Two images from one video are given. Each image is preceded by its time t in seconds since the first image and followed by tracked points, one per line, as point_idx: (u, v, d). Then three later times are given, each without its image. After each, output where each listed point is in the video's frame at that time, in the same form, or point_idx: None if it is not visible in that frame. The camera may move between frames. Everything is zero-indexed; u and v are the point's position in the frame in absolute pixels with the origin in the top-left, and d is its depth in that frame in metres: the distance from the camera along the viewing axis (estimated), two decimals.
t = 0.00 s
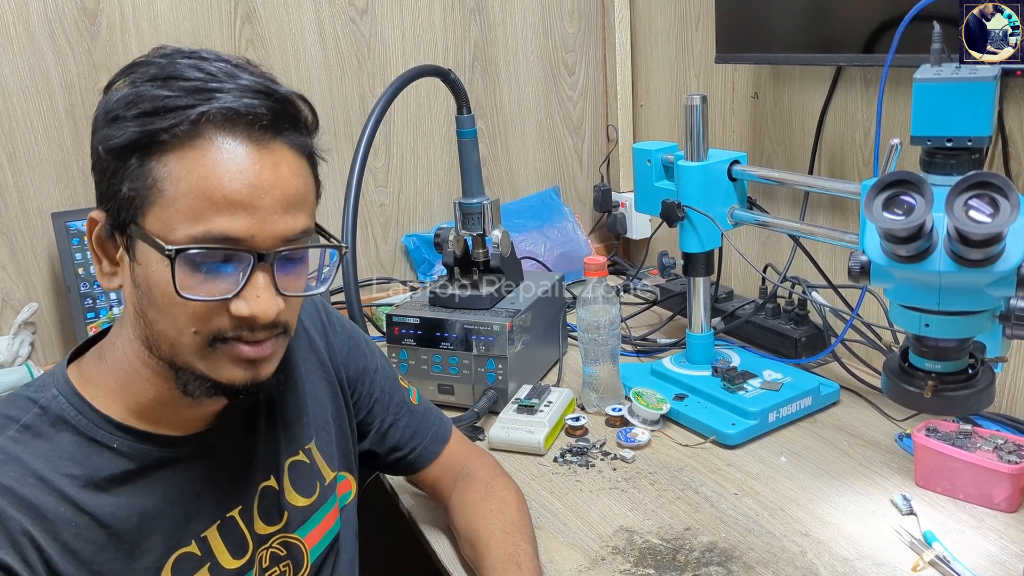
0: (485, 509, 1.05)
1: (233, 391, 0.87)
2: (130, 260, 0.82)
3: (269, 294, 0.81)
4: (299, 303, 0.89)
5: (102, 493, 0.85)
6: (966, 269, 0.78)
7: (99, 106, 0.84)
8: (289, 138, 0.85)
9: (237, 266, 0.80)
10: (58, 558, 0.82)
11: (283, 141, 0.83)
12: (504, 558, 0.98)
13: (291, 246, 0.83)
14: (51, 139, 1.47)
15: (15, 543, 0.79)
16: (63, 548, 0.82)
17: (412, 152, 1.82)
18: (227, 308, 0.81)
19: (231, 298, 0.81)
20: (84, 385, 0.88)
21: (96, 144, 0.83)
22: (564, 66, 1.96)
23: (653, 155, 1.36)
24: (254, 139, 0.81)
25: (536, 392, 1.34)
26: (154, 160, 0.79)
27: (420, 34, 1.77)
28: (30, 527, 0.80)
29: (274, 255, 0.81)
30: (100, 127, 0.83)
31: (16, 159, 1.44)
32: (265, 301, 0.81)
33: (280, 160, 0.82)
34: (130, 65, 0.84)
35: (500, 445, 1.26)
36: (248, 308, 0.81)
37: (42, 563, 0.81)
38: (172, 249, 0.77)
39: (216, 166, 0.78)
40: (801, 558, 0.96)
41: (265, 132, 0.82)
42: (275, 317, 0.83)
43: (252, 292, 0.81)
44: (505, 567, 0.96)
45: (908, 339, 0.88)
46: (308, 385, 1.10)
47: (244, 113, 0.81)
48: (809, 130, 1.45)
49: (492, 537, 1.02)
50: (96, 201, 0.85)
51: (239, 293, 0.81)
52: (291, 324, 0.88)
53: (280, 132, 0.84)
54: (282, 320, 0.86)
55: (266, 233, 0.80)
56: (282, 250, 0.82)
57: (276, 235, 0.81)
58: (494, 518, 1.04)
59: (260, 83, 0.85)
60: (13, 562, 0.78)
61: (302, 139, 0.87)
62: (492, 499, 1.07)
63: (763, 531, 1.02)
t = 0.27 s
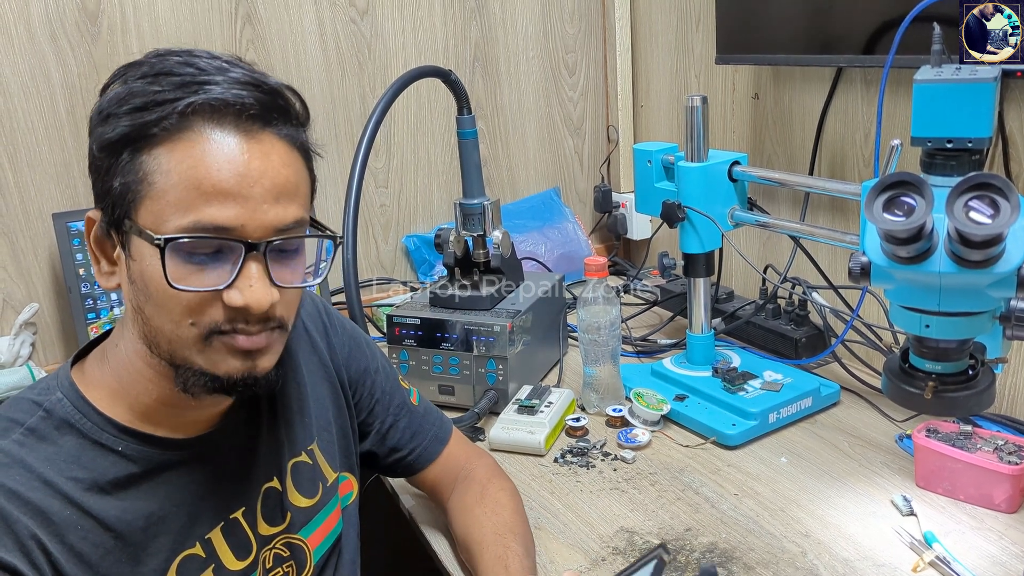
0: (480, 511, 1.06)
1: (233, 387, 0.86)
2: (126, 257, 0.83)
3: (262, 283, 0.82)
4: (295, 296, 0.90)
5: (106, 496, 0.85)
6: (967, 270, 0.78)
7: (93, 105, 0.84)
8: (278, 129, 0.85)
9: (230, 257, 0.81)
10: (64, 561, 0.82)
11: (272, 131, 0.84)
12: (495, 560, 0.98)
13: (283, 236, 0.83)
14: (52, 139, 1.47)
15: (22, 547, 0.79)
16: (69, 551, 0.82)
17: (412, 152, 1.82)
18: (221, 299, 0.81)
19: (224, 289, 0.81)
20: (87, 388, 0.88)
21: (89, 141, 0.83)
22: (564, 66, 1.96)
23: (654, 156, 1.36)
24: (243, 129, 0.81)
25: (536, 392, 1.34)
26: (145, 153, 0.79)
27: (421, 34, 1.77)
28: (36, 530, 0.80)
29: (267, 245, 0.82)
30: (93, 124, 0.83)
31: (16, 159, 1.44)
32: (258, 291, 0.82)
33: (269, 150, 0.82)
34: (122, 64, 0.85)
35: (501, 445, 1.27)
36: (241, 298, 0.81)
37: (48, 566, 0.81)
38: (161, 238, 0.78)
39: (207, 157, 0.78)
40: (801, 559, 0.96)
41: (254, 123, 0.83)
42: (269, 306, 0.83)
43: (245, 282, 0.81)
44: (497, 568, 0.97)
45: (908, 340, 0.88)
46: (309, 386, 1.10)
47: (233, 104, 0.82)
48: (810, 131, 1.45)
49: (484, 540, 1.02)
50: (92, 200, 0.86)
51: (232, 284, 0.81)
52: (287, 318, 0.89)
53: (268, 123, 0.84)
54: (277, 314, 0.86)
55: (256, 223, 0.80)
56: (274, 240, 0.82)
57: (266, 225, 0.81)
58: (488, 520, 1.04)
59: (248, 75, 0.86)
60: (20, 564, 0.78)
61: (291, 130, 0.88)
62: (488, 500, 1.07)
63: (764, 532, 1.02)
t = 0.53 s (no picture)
0: (478, 513, 1.06)
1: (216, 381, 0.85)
2: (115, 249, 0.83)
3: (237, 270, 0.81)
4: (280, 289, 0.88)
5: (106, 496, 0.85)
6: (967, 270, 0.78)
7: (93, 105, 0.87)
8: (262, 120, 0.86)
9: (205, 245, 0.81)
10: (64, 562, 0.82)
11: (254, 121, 0.85)
12: (492, 561, 0.98)
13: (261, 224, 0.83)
14: (52, 139, 1.47)
15: (21, 547, 0.79)
16: (68, 552, 0.82)
17: (412, 153, 1.82)
18: (196, 287, 0.81)
19: (198, 277, 0.81)
20: (86, 388, 0.88)
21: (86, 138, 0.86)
22: (564, 66, 1.96)
23: (654, 156, 1.36)
24: (225, 118, 0.82)
25: (536, 392, 1.34)
26: (128, 143, 0.81)
27: (421, 34, 1.77)
28: (36, 531, 0.80)
29: (242, 233, 0.81)
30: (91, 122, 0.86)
31: (16, 159, 1.44)
32: (233, 278, 0.81)
33: (250, 138, 0.83)
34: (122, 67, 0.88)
35: (501, 445, 1.27)
36: (215, 286, 0.81)
37: (48, 567, 0.81)
38: (133, 221, 0.79)
39: (186, 144, 0.79)
40: (802, 559, 0.96)
41: (237, 112, 0.83)
42: (245, 292, 0.82)
43: (219, 269, 0.81)
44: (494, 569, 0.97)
45: (908, 340, 0.88)
46: (308, 386, 1.10)
47: (216, 94, 0.83)
48: (810, 131, 1.45)
49: (481, 542, 1.02)
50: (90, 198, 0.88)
51: (207, 272, 0.81)
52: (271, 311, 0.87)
53: (252, 114, 0.85)
54: (257, 305, 0.85)
55: (232, 209, 0.81)
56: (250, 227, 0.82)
57: (243, 210, 0.81)
58: (484, 522, 1.04)
59: (236, 70, 0.88)
60: (19, 565, 0.78)
61: (277, 121, 0.88)
62: (484, 502, 1.07)
63: (764, 532, 1.02)
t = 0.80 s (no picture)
0: (476, 513, 1.06)
1: (194, 366, 0.84)
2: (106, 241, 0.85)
3: (211, 250, 0.82)
4: (260, 273, 0.88)
5: (101, 493, 0.85)
6: (967, 270, 0.78)
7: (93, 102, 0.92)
8: (244, 109, 0.88)
9: (179, 225, 0.82)
10: (59, 558, 0.82)
11: (235, 108, 0.87)
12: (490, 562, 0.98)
13: (235, 206, 0.84)
14: (52, 139, 1.47)
15: (15, 544, 0.79)
16: (63, 548, 0.83)
17: (412, 152, 1.82)
18: (172, 267, 0.82)
19: (174, 257, 0.82)
20: (83, 385, 0.88)
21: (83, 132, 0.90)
22: (564, 66, 1.96)
23: (654, 156, 1.36)
24: (206, 106, 0.85)
25: (536, 392, 1.34)
26: (115, 130, 0.85)
27: (421, 34, 1.77)
28: (30, 527, 0.81)
29: (215, 212, 0.83)
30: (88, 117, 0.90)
31: (16, 159, 1.44)
32: (206, 257, 0.82)
33: (229, 122, 0.85)
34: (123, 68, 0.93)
35: (501, 445, 1.27)
36: (187, 265, 0.81)
37: (42, 563, 0.81)
38: (109, 203, 0.82)
39: (167, 127, 0.82)
40: (801, 558, 0.96)
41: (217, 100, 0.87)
42: (218, 271, 0.83)
43: (193, 249, 0.82)
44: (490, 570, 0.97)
45: (908, 340, 0.88)
46: (306, 385, 1.10)
47: (198, 83, 0.87)
48: (810, 131, 1.45)
49: (480, 541, 1.02)
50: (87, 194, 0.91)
51: (182, 251, 0.82)
52: (252, 296, 0.87)
53: (233, 103, 0.88)
54: (233, 286, 0.85)
55: (206, 188, 0.82)
56: (223, 208, 0.83)
57: (218, 190, 0.83)
58: (483, 522, 1.04)
59: (224, 62, 0.92)
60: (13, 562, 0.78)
61: (261, 111, 0.91)
62: (484, 501, 1.07)
63: (763, 532, 1.02)
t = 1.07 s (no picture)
0: (475, 513, 1.05)
1: (188, 359, 0.84)
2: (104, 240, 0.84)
3: (207, 243, 0.82)
4: (257, 265, 0.87)
5: (101, 492, 0.85)
6: (967, 269, 0.78)
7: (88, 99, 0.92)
8: (240, 105, 0.89)
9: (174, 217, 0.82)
10: (58, 557, 0.82)
11: (229, 103, 0.88)
12: (488, 563, 0.98)
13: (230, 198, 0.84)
14: (51, 138, 1.47)
15: (15, 542, 0.79)
16: (63, 547, 0.83)
17: (412, 152, 1.82)
18: (168, 261, 0.82)
19: (169, 250, 0.82)
20: (82, 384, 0.88)
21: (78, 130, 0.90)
22: (564, 66, 1.96)
23: (654, 155, 1.36)
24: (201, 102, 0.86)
25: (536, 392, 1.34)
26: (109, 127, 0.85)
27: (421, 34, 1.77)
28: (30, 526, 0.80)
29: (211, 205, 0.83)
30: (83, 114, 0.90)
31: (16, 158, 1.44)
32: (201, 251, 0.82)
33: (223, 116, 0.85)
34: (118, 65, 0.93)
35: (500, 445, 1.26)
36: (183, 258, 0.81)
37: (42, 561, 0.81)
38: (104, 198, 0.82)
39: (162, 121, 0.83)
40: (801, 558, 0.96)
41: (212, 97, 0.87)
42: (213, 262, 0.83)
43: (189, 242, 0.82)
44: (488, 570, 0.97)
45: (907, 339, 0.88)
46: (305, 385, 1.10)
47: (192, 79, 0.87)
48: (810, 131, 1.45)
49: (474, 545, 1.02)
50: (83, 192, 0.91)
51: (177, 245, 0.82)
52: (249, 289, 0.87)
53: (228, 99, 0.88)
54: (230, 279, 0.85)
55: (201, 182, 0.83)
56: (218, 201, 0.83)
57: (214, 184, 0.83)
58: (480, 524, 1.04)
59: (219, 58, 0.92)
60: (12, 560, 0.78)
61: (256, 107, 0.91)
62: (483, 502, 1.07)
63: (763, 531, 1.02)
